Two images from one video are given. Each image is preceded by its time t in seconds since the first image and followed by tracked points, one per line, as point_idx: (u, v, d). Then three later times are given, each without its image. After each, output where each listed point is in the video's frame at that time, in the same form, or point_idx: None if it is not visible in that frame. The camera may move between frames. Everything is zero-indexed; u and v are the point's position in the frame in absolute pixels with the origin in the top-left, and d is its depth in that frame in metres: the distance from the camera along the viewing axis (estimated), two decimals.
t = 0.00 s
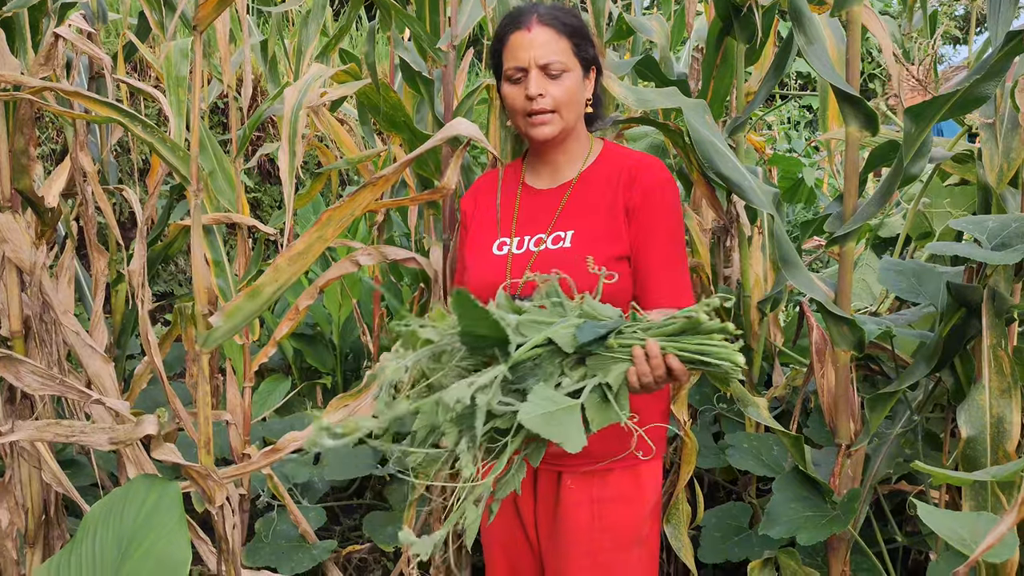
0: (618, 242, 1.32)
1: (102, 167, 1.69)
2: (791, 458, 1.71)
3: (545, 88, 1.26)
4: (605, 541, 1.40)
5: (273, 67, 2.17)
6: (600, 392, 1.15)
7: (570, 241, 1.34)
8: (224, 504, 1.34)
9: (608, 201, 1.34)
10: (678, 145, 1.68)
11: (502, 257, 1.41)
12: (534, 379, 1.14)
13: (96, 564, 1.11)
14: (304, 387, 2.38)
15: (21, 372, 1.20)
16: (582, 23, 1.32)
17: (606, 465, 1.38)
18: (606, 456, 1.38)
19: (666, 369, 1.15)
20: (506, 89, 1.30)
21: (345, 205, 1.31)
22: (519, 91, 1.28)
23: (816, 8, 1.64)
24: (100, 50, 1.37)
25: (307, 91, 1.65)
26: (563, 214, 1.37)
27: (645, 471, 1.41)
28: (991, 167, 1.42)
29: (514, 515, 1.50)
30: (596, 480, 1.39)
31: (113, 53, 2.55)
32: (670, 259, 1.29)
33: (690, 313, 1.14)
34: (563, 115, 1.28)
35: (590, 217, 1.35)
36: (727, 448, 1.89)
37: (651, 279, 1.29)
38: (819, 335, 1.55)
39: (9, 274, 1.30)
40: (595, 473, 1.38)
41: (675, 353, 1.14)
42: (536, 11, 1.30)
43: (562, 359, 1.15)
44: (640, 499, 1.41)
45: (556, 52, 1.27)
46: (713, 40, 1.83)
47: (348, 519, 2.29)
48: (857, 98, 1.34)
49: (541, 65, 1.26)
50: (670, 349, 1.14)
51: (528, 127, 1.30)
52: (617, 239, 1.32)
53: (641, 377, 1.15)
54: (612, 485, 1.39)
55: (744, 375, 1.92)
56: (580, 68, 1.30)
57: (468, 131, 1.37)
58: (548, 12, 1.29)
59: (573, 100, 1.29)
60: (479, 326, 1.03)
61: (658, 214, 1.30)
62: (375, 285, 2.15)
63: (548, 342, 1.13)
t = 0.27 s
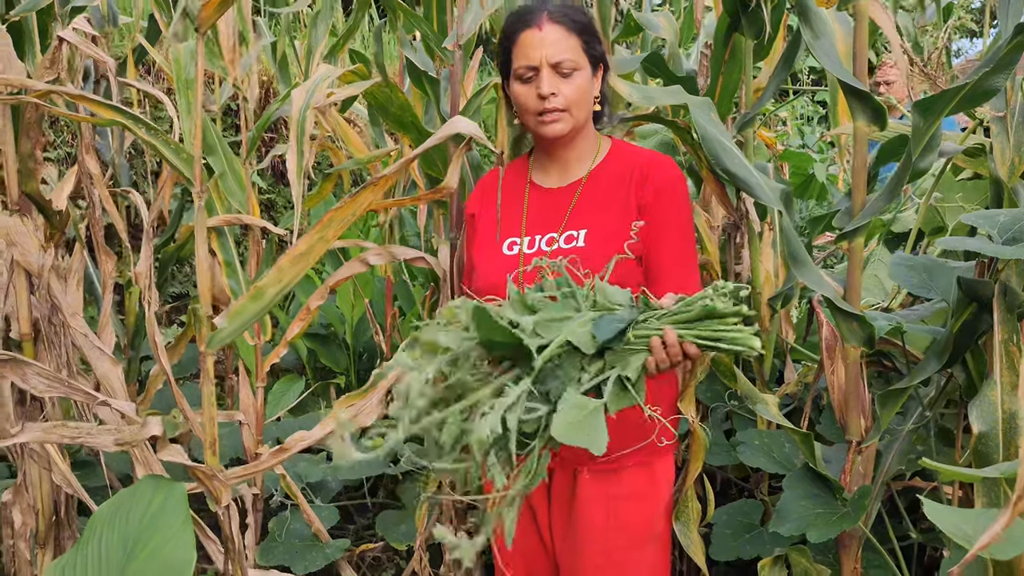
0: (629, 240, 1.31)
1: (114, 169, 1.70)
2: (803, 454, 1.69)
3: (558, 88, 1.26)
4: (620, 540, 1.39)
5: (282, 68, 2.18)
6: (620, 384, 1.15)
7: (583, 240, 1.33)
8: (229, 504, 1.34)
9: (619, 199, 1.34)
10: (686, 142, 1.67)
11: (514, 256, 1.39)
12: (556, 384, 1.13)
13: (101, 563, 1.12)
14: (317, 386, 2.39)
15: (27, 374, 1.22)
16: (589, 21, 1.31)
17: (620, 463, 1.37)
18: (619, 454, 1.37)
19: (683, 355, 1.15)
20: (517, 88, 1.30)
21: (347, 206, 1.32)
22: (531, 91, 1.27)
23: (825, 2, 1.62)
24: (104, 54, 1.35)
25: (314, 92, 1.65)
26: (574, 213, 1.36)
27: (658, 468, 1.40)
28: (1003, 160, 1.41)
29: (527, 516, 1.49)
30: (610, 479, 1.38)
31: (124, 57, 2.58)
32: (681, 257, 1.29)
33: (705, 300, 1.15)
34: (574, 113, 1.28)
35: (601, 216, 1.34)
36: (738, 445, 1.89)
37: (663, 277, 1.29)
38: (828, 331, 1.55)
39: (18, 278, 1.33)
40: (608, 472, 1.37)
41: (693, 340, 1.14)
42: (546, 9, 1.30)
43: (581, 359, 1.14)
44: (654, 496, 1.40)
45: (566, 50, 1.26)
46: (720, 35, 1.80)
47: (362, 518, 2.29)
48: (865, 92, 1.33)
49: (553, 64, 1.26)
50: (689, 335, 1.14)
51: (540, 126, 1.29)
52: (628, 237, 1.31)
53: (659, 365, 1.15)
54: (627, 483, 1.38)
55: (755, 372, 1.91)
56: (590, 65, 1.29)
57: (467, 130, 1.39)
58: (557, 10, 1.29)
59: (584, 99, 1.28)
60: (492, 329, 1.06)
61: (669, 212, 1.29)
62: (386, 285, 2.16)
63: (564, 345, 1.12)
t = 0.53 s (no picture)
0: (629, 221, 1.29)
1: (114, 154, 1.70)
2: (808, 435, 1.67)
3: (553, 68, 1.24)
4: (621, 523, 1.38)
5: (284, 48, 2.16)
6: (614, 334, 1.11)
7: (582, 221, 1.30)
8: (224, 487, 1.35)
9: (618, 179, 1.31)
10: (687, 119, 1.63)
11: (512, 239, 1.36)
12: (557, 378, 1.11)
13: (93, 546, 1.12)
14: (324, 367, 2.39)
15: (18, 359, 1.22)
16: None
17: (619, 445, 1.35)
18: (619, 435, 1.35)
19: (646, 279, 1.07)
20: (512, 69, 1.27)
21: (335, 188, 1.31)
22: (526, 73, 1.25)
23: None
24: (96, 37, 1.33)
25: (315, 72, 1.62)
26: (573, 194, 1.33)
27: (659, 449, 1.38)
28: (1011, 136, 1.39)
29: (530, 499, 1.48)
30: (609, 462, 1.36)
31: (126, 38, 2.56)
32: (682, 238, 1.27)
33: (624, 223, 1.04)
34: (570, 94, 1.25)
35: (600, 196, 1.31)
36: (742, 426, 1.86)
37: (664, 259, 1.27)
38: (831, 311, 1.54)
39: (13, 262, 1.34)
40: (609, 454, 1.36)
41: (639, 259, 1.06)
42: None
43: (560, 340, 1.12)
44: (655, 478, 1.38)
45: (561, 30, 1.24)
46: (724, 12, 1.74)
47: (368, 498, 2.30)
48: (870, 67, 1.30)
49: (547, 44, 1.23)
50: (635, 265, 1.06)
51: (536, 107, 1.26)
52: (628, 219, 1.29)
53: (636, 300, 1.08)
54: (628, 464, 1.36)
55: (760, 352, 1.89)
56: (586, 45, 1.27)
57: (453, 109, 1.38)
58: None
59: (580, 79, 1.26)
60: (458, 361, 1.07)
61: (669, 193, 1.27)
62: (392, 266, 2.15)
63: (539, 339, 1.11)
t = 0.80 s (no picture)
0: (622, 223, 1.29)
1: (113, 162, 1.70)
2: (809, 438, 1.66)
3: (533, 75, 1.23)
4: (618, 529, 1.37)
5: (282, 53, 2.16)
6: (572, 310, 1.11)
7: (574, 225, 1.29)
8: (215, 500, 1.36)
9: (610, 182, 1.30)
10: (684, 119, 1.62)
11: (505, 243, 1.35)
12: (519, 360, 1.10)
13: (82, 559, 1.12)
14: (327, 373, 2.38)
15: (7, 371, 1.24)
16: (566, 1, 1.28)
17: (614, 450, 1.34)
18: (614, 441, 1.34)
19: (592, 249, 1.11)
20: (495, 78, 1.27)
21: (320, 197, 1.29)
22: (507, 81, 1.25)
23: None
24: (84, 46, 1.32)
25: (310, 77, 1.58)
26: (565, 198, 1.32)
27: (655, 454, 1.37)
28: (1010, 134, 1.38)
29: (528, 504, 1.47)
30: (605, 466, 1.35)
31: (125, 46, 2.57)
32: (675, 238, 1.27)
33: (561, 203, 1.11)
34: (553, 100, 1.25)
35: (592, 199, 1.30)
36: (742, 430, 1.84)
37: (657, 259, 1.27)
38: (830, 314, 1.55)
39: (6, 273, 1.35)
40: (605, 459, 1.35)
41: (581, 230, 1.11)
42: None
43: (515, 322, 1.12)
44: (651, 483, 1.37)
45: (541, 35, 1.23)
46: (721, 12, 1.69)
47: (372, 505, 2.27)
48: (864, 67, 1.29)
49: (526, 52, 1.23)
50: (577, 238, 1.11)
51: (519, 115, 1.27)
52: (621, 220, 1.29)
53: (583, 271, 1.10)
54: (624, 469, 1.35)
55: (760, 355, 1.87)
56: (568, 48, 1.26)
57: (438, 116, 1.37)
58: None
59: (562, 83, 1.25)
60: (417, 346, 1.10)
61: (660, 194, 1.27)
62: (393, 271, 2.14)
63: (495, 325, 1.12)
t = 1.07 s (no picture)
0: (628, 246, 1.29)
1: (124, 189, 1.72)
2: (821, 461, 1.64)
3: (533, 102, 1.24)
4: (623, 554, 1.36)
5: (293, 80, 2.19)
6: (559, 331, 1.12)
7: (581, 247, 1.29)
8: (221, 526, 1.38)
9: (614, 205, 1.30)
10: (690, 141, 1.62)
11: (512, 267, 1.35)
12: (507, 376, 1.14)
13: None
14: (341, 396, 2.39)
15: (15, 401, 1.27)
16: (563, 28, 1.29)
17: (620, 474, 1.33)
18: (620, 466, 1.33)
19: (588, 271, 1.11)
20: (496, 106, 1.29)
21: (322, 225, 1.31)
22: (507, 108, 1.26)
23: None
24: (90, 77, 1.35)
25: (317, 104, 1.60)
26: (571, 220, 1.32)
27: (662, 479, 1.35)
28: (1018, 154, 1.37)
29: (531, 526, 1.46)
30: (610, 491, 1.34)
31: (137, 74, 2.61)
32: (681, 261, 1.27)
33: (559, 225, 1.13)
34: (553, 126, 1.26)
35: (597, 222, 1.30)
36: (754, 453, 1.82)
37: (664, 281, 1.27)
38: (839, 336, 1.55)
39: (15, 301, 1.36)
40: (611, 485, 1.34)
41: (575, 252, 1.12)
42: (515, 23, 1.28)
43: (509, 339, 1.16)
44: (657, 508, 1.36)
45: (540, 63, 1.25)
46: (726, 34, 1.69)
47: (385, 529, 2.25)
48: (866, 90, 1.29)
49: (525, 79, 1.24)
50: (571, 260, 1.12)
51: (521, 142, 1.28)
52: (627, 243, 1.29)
53: (575, 294, 1.11)
54: (631, 495, 1.34)
55: (770, 377, 1.86)
56: (567, 74, 1.27)
57: (437, 145, 1.39)
58: (526, 23, 1.27)
59: (561, 109, 1.26)
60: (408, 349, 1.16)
61: (664, 217, 1.27)
62: (405, 293, 2.15)
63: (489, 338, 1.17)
